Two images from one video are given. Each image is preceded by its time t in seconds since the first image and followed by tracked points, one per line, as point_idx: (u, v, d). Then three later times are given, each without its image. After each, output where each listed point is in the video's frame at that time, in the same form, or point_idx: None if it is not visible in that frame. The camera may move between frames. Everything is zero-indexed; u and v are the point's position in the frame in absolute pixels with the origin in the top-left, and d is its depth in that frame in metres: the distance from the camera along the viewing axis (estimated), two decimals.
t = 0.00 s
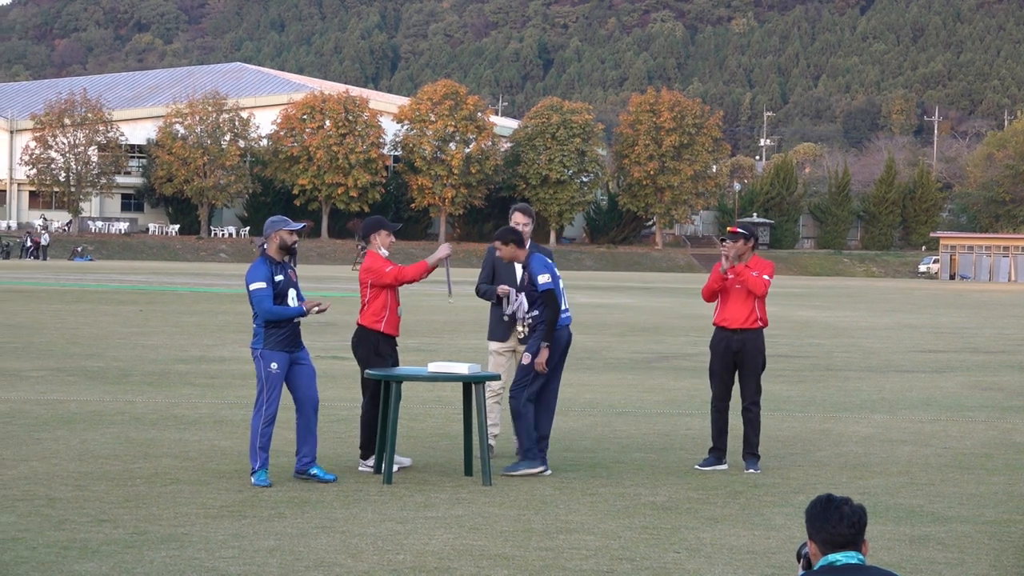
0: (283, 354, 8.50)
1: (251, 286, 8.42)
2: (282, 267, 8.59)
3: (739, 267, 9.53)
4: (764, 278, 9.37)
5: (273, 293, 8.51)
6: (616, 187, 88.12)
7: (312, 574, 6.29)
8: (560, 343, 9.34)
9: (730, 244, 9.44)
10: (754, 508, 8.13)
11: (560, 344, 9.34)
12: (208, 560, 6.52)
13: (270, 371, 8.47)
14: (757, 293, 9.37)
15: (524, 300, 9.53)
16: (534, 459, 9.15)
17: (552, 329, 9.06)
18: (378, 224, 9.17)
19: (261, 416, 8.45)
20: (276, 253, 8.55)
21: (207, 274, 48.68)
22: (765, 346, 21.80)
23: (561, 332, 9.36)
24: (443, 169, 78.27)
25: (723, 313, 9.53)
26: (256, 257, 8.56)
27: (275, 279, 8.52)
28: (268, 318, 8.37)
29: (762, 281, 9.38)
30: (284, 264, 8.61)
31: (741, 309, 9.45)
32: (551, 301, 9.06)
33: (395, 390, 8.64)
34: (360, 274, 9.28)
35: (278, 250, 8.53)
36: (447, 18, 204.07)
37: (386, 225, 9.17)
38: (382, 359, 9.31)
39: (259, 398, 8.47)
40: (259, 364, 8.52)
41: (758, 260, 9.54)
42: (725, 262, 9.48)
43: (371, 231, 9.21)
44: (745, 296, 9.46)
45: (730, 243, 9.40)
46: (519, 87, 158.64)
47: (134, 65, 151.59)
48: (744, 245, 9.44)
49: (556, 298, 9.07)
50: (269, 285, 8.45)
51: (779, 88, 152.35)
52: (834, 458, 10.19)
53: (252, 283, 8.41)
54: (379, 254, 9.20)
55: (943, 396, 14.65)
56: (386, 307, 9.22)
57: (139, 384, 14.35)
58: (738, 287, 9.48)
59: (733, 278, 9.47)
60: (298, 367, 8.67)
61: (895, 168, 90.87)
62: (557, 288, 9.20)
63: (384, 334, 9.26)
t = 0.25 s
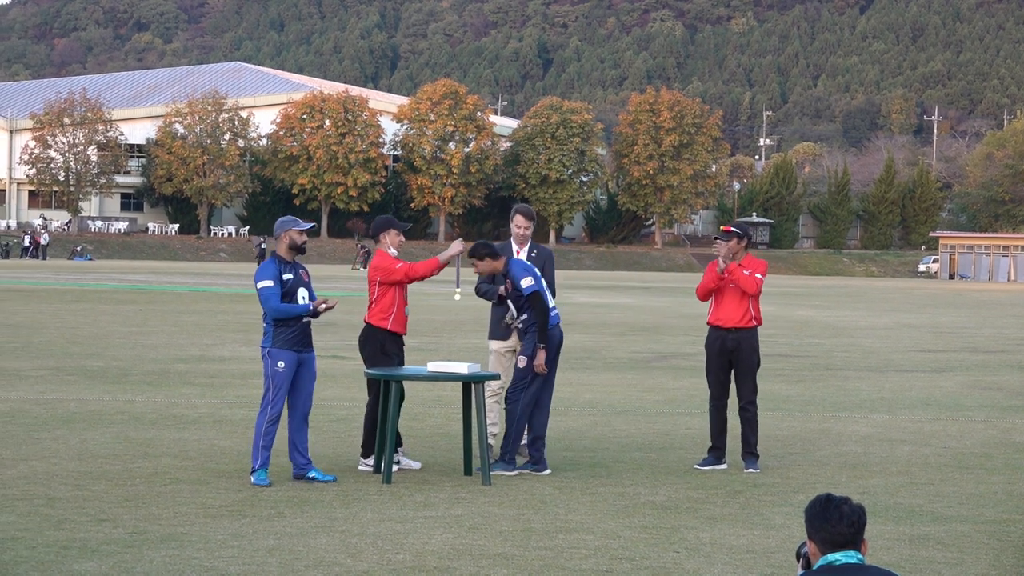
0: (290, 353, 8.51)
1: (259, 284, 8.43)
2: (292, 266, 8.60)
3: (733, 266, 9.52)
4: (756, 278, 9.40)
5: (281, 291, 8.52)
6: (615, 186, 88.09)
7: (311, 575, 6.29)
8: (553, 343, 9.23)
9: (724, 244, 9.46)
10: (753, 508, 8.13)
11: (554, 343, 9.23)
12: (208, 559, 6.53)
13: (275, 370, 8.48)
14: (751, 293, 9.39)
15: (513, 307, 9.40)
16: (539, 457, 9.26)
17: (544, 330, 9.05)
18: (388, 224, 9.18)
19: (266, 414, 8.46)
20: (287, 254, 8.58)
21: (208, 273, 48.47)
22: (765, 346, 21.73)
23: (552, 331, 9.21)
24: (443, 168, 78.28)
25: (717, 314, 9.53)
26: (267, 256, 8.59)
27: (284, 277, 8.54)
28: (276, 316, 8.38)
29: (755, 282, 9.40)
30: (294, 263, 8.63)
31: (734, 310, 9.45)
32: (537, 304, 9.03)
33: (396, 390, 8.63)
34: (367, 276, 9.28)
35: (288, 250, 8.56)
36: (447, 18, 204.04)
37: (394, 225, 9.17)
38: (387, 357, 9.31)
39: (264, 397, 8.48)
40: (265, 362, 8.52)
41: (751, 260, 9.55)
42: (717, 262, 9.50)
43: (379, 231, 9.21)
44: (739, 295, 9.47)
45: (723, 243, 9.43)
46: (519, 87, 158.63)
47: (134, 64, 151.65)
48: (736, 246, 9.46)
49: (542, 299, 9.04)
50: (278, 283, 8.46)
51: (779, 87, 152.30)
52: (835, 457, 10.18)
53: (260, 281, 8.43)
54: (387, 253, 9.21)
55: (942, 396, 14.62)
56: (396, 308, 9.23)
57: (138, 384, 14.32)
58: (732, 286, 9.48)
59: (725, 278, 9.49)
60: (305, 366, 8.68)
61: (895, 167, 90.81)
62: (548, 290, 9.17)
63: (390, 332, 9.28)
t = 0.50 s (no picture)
0: (298, 352, 8.50)
1: (272, 281, 8.46)
2: (308, 266, 8.62)
3: (729, 266, 9.53)
4: (752, 276, 9.40)
5: (294, 290, 8.52)
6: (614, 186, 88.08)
7: (311, 574, 6.29)
8: (546, 341, 9.18)
9: (720, 242, 9.51)
10: (753, 508, 8.13)
11: (548, 341, 9.19)
12: (208, 559, 6.53)
13: (283, 368, 8.48)
14: (747, 292, 9.38)
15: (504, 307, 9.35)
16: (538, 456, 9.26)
17: (535, 329, 9.02)
18: (399, 223, 9.18)
19: (271, 413, 8.46)
20: (304, 254, 8.61)
21: (207, 272, 48.33)
22: (765, 346, 21.70)
23: (547, 331, 9.18)
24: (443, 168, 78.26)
25: (714, 313, 9.54)
26: (283, 255, 8.60)
27: (298, 276, 8.53)
28: (287, 314, 8.41)
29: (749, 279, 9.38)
30: (311, 263, 8.64)
31: (731, 309, 9.46)
32: (528, 304, 9.00)
33: (397, 389, 8.63)
34: (376, 275, 9.27)
35: (306, 251, 8.60)
36: (447, 17, 204.03)
37: (407, 225, 9.17)
38: (395, 357, 9.30)
39: (271, 395, 8.47)
40: (272, 361, 8.53)
41: (748, 259, 9.56)
42: (714, 259, 9.53)
43: (390, 230, 9.21)
44: (735, 294, 9.47)
45: (719, 242, 9.45)
46: (519, 87, 158.65)
47: (134, 64, 151.67)
48: (731, 244, 9.50)
49: (531, 300, 9.00)
50: (291, 282, 8.48)
51: (779, 87, 152.28)
52: (835, 457, 10.17)
53: (273, 278, 8.46)
54: (398, 252, 9.20)
55: (942, 396, 14.60)
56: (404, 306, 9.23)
57: (139, 384, 14.30)
58: (728, 285, 9.49)
59: (719, 276, 9.51)
60: (314, 366, 8.66)
61: (895, 167, 90.79)
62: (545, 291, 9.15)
63: (397, 331, 9.27)
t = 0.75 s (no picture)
0: (299, 349, 8.50)
1: (282, 278, 8.47)
2: (318, 267, 8.63)
3: (728, 266, 9.53)
4: (751, 276, 9.39)
5: (301, 288, 8.54)
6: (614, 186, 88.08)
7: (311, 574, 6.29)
8: (542, 340, 9.15)
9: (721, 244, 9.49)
10: (753, 508, 8.13)
11: (543, 340, 9.17)
12: (208, 559, 6.53)
13: (285, 365, 8.48)
14: (746, 291, 9.39)
15: (500, 309, 9.38)
16: (538, 457, 9.27)
17: (528, 330, 8.99)
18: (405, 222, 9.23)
19: (275, 410, 8.45)
20: (314, 253, 8.62)
21: (206, 272, 48.27)
22: (765, 346, 21.69)
23: (543, 331, 9.14)
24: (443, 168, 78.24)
25: (713, 313, 9.54)
26: (293, 254, 8.61)
27: (307, 275, 8.56)
28: (293, 311, 8.40)
29: (747, 278, 9.39)
30: (321, 264, 8.66)
31: (730, 309, 9.46)
32: (521, 304, 8.96)
33: (397, 388, 8.62)
34: (383, 273, 9.29)
35: (316, 250, 8.60)
36: (447, 18, 204.09)
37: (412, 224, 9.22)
38: (397, 356, 9.30)
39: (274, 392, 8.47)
40: (275, 359, 8.53)
41: (747, 259, 9.56)
42: (713, 260, 9.51)
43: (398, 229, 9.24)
44: (734, 294, 9.47)
45: (717, 241, 9.46)
46: (519, 86, 158.73)
47: (135, 64, 151.89)
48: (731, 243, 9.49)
49: (525, 300, 8.97)
50: (298, 279, 8.49)
51: (779, 87, 152.32)
52: (834, 458, 10.18)
53: (283, 276, 8.46)
54: (405, 252, 9.23)
55: (943, 396, 14.59)
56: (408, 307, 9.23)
57: (139, 384, 14.31)
58: (727, 285, 9.49)
59: (720, 276, 9.49)
60: (315, 365, 8.67)
61: (895, 167, 90.80)
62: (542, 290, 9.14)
63: (400, 330, 9.27)
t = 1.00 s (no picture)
0: (298, 349, 8.48)
1: (281, 278, 8.46)
2: (317, 267, 8.63)
3: (729, 267, 9.53)
4: (752, 277, 9.39)
5: (300, 288, 8.53)
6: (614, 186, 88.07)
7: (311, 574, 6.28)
8: (539, 340, 9.15)
9: (721, 243, 9.50)
10: (753, 508, 8.13)
11: (541, 339, 9.16)
12: (209, 559, 6.53)
13: (283, 366, 8.47)
14: (747, 291, 9.38)
15: (500, 310, 9.39)
16: (538, 457, 9.26)
17: (526, 331, 8.98)
18: (411, 224, 9.26)
19: (273, 410, 8.45)
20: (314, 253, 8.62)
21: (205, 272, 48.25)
22: (764, 346, 21.69)
23: (542, 331, 9.14)
24: (443, 168, 78.21)
25: (714, 312, 9.53)
26: (291, 254, 8.61)
27: (306, 274, 8.55)
28: (291, 310, 8.38)
29: (747, 276, 9.39)
30: (320, 265, 8.65)
31: (731, 307, 9.45)
32: (519, 305, 8.96)
33: (398, 387, 8.62)
34: (385, 273, 9.29)
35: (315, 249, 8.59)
36: (447, 17, 203.99)
37: (417, 226, 9.25)
38: (397, 356, 9.30)
39: (272, 392, 8.47)
40: (272, 360, 8.52)
41: (747, 259, 9.56)
42: (714, 260, 9.53)
43: (404, 230, 9.26)
44: (735, 294, 9.47)
45: (719, 241, 9.45)
46: (519, 86, 158.84)
47: (134, 64, 151.85)
48: (731, 244, 9.49)
49: (523, 301, 8.97)
50: (298, 279, 8.48)
51: (779, 87, 152.35)
52: (835, 457, 10.17)
53: (283, 274, 8.46)
54: (409, 253, 9.24)
55: (942, 396, 14.60)
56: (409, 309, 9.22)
57: (139, 384, 14.31)
58: (728, 286, 9.48)
59: (720, 277, 9.49)
60: (312, 366, 8.66)
61: (894, 167, 90.81)
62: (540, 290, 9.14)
63: (399, 330, 9.25)
